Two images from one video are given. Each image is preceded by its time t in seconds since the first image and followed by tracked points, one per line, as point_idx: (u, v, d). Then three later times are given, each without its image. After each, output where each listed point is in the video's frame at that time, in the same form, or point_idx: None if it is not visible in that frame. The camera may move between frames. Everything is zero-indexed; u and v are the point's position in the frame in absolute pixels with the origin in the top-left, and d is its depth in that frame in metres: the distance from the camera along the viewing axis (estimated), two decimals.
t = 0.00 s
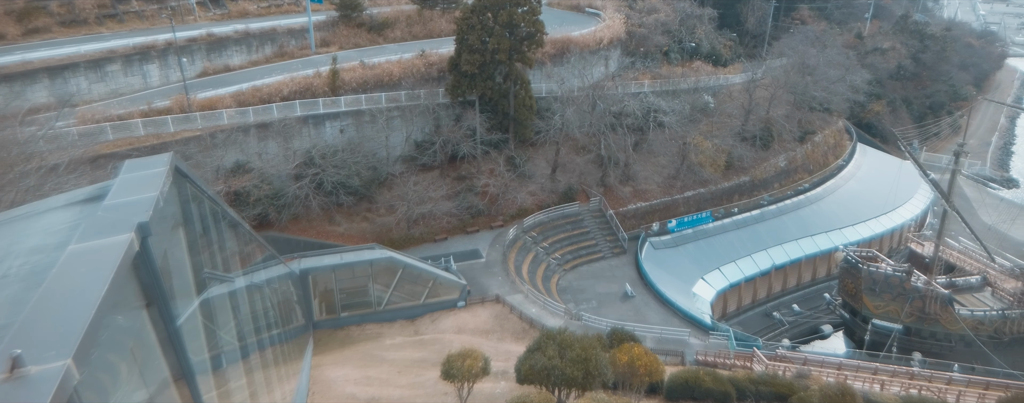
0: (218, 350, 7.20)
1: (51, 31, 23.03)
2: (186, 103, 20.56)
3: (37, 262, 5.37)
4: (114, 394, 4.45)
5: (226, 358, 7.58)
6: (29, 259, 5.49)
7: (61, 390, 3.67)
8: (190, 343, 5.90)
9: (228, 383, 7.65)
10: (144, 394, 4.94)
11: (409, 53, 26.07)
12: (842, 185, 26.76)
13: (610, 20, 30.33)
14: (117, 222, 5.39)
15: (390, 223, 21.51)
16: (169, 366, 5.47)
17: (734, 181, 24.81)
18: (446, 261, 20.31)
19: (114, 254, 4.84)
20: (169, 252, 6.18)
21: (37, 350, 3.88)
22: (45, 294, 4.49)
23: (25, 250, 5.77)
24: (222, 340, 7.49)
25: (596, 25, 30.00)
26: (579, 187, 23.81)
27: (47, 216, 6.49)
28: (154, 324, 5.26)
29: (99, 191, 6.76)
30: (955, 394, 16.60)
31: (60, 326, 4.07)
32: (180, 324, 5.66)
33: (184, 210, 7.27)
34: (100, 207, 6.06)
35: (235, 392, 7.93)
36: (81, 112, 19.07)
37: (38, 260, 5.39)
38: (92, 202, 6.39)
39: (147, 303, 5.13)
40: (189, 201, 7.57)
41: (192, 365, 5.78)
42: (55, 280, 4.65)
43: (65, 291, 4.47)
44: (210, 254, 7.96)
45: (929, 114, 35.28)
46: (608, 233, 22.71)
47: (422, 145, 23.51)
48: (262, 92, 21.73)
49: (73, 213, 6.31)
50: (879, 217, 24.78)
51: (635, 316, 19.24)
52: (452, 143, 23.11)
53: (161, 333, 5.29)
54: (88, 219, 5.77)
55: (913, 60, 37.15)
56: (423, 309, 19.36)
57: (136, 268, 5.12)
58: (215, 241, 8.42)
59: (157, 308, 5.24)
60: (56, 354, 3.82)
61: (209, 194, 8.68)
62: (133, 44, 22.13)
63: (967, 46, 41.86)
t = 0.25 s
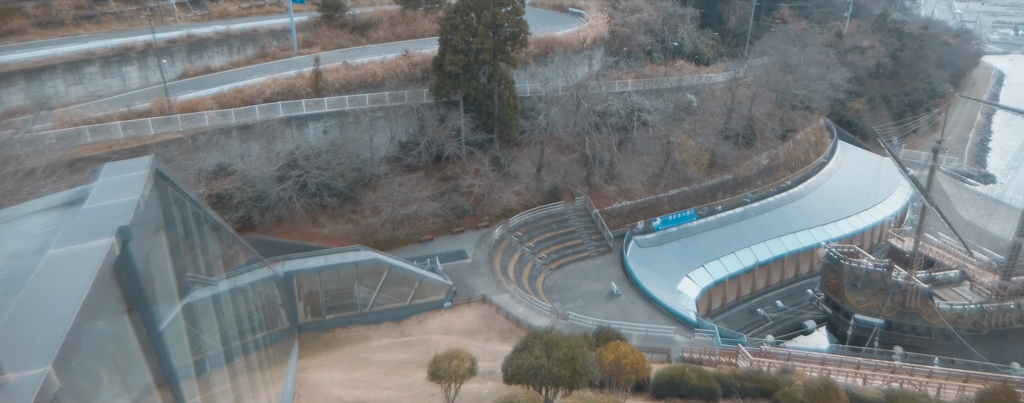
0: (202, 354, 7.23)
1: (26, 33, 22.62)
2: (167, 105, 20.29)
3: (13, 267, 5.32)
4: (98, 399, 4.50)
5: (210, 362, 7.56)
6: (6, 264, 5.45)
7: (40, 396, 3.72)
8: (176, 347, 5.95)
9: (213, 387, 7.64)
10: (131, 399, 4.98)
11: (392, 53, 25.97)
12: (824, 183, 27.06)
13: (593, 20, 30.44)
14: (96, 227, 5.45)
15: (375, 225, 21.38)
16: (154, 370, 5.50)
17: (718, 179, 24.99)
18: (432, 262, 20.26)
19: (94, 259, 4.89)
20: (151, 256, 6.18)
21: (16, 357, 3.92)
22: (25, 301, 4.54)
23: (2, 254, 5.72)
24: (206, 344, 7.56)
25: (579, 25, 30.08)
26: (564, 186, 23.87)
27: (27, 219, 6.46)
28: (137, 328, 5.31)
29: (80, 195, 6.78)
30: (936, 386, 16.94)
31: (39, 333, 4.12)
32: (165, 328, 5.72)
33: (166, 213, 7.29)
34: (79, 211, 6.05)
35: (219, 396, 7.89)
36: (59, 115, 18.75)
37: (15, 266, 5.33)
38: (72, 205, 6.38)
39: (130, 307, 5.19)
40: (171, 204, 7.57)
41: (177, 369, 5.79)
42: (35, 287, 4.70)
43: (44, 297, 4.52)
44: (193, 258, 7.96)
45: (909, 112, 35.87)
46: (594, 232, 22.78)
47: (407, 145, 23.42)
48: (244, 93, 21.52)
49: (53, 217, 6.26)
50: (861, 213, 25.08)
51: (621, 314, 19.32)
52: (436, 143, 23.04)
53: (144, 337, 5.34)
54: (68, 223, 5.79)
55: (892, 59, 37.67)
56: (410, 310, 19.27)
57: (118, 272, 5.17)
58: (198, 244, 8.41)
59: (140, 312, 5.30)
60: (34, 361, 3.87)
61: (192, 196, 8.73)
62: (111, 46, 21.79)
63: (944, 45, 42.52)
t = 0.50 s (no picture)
0: (186, 359, 7.25)
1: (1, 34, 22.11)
2: (146, 108, 20.00)
3: None
4: None
5: (194, 367, 7.55)
6: None
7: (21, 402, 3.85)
8: (158, 352, 6.07)
9: (197, 392, 7.63)
10: None
11: (376, 54, 25.85)
12: (805, 180, 27.39)
13: (577, 20, 30.55)
14: (75, 231, 5.54)
15: (360, 226, 21.24)
16: (136, 376, 5.62)
17: (701, 177, 25.24)
18: (418, 263, 20.21)
19: (73, 266, 5.01)
20: (133, 261, 6.23)
21: None
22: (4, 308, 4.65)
23: None
24: (191, 349, 7.64)
25: (563, 25, 30.16)
26: (549, 186, 23.92)
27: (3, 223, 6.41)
28: (118, 334, 5.43)
29: (59, 198, 6.80)
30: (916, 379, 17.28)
31: (17, 341, 4.24)
32: (146, 333, 5.85)
33: (148, 217, 7.35)
34: (59, 214, 6.07)
35: (204, 401, 7.84)
36: (35, 118, 18.43)
37: None
38: (51, 208, 6.36)
39: (110, 313, 5.32)
40: (152, 207, 7.61)
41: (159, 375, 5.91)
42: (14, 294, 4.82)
43: (23, 304, 4.64)
44: (175, 262, 7.99)
45: (887, 109, 36.62)
46: (579, 231, 22.87)
47: (391, 146, 23.32)
48: (226, 95, 21.26)
49: (31, 220, 6.20)
50: (841, 209, 25.42)
51: (607, 313, 19.44)
52: (421, 144, 22.98)
53: (125, 342, 5.47)
54: (47, 226, 5.80)
55: (871, 57, 38.26)
56: (395, 312, 19.18)
57: (99, 277, 5.31)
58: (180, 248, 8.42)
59: (120, 318, 5.43)
60: (14, 369, 3.99)
61: (173, 199, 8.77)
62: (89, 47, 21.40)
63: (921, 43, 43.26)
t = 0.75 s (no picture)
0: (169, 364, 7.18)
1: None
2: (126, 110, 19.74)
3: None
4: None
5: (177, 372, 7.49)
6: None
7: None
8: (140, 357, 5.99)
9: (180, 397, 7.56)
10: None
11: (359, 55, 25.71)
12: (788, 177, 27.66)
13: (560, 20, 30.62)
14: (54, 238, 5.45)
15: (345, 228, 21.12)
16: (118, 381, 5.54)
17: (685, 176, 25.45)
18: (403, 264, 20.14)
19: (52, 271, 4.93)
20: (114, 265, 6.15)
21: None
22: None
23: None
24: (173, 354, 7.55)
25: (547, 25, 30.21)
26: (534, 185, 23.96)
27: None
28: (99, 339, 5.35)
29: (37, 203, 6.68)
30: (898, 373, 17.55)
31: None
32: (128, 338, 5.76)
33: (128, 221, 7.24)
34: (36, 219, 5.96)
35: None
36: (12, 121, 18.12)
37: None
38: (28, 213, 6.26)
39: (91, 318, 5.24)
40: (132, 211, 7.51)
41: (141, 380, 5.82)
42: None
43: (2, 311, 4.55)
44: (156, 266, 7.88)
45: (867, 107, 37.41)
46: (564, 230, 22.93)
47: (376, 147, 23.22)
48: (207, 97, 21.02)
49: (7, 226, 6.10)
50: (823, 206, 25.70)
51: (593, 311, 19.51)
52: (406, 145, 22.91)
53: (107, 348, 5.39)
54: (24, 232, 5.71)
55: (851, 55, 38.76)
56: (381, 314, 19.12)
57: (78, 282, 5.22)
58: (162, 252, 8.31)
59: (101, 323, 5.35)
60: None
61: (154, 202, 8.64)
62: (67, 49, 21.00)
63: (900, 41, 43.88)
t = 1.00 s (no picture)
0: (153, 369, 7.10)
1: None
2: (105, 113, 19.46)
3: None
4: None
5: (161, 377, 7.41)
6: None
7: None
8: (124, 363, 5.92)
9: None
10: None
11: (342, 55, 25.56)
12: (770, 175, 27.88)
13: (544, 19, 30.67)
14: (32, 242, 5.35)
15: (329, 230, 21.00)
16: (100, 388, 5.48)
17: (669, 174, 25.48)
18: (388, 265, 20.06)
19: (31, 276, 4.86)
20: (95, 269, 6.07)
21: None
22: None
23: None
24: (156, 359, 7.47)
25: (530, 25, 30.26)
26: (520, 185, 23.97)
27: None
28: (81, 345, 5.30)
29: (14, 208, 6.55)
30: (880, 367, 17.77)
31: None
32: (111, 343, 5.69)
33: (109, 225, 7.13)
34: (13, 226, 5.84)
35: None
36: None
37: None
38: (6, 219, 6.14)
39: (72, 324, 5.18)
40: (113, 214, 7.39)
41: (125, 386, 5.76)
42: None
43: None
44: (139, 270, 7.78)
45: (847, 105, 37.71)
46: (550, 229, 22.95)
47: (360, 148, 23.12)
48: (188, 99, 20.78)
49: None
50: (805, 203, 25.97)
51: (579, 310, 19.55)
52: (390, 146, 22.84)
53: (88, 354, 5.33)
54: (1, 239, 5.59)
55: (831, 54, 39.24)
56: (367, 316, 19.03)
57: (59, 287, 5.16)
58: (144, 256, 8.20)
59: (83, 328, 5.29)
60: None
61: (136, 206, 8.53)
62: (43, 51, 20.59)
63: (879, 40, 44.49)
